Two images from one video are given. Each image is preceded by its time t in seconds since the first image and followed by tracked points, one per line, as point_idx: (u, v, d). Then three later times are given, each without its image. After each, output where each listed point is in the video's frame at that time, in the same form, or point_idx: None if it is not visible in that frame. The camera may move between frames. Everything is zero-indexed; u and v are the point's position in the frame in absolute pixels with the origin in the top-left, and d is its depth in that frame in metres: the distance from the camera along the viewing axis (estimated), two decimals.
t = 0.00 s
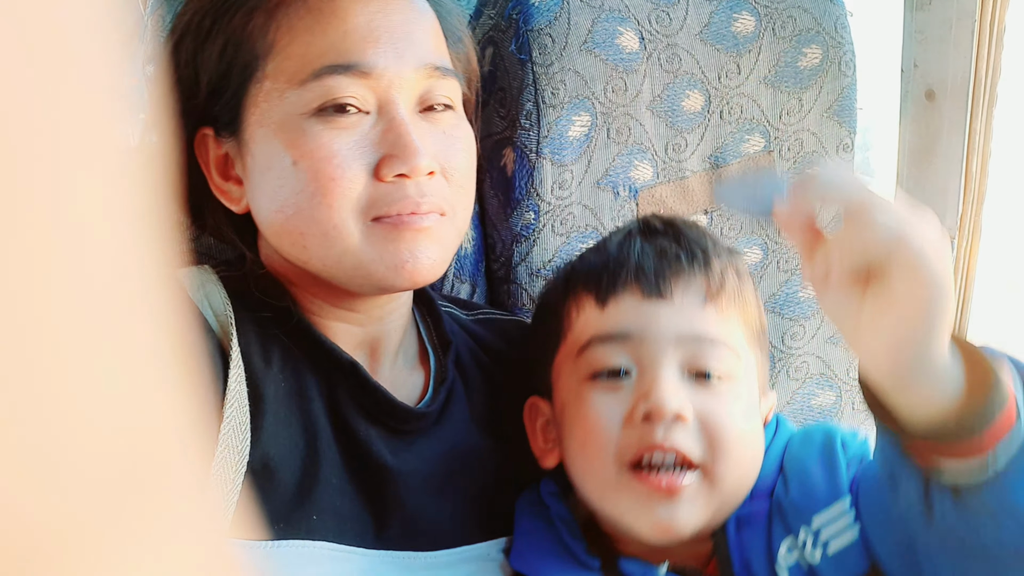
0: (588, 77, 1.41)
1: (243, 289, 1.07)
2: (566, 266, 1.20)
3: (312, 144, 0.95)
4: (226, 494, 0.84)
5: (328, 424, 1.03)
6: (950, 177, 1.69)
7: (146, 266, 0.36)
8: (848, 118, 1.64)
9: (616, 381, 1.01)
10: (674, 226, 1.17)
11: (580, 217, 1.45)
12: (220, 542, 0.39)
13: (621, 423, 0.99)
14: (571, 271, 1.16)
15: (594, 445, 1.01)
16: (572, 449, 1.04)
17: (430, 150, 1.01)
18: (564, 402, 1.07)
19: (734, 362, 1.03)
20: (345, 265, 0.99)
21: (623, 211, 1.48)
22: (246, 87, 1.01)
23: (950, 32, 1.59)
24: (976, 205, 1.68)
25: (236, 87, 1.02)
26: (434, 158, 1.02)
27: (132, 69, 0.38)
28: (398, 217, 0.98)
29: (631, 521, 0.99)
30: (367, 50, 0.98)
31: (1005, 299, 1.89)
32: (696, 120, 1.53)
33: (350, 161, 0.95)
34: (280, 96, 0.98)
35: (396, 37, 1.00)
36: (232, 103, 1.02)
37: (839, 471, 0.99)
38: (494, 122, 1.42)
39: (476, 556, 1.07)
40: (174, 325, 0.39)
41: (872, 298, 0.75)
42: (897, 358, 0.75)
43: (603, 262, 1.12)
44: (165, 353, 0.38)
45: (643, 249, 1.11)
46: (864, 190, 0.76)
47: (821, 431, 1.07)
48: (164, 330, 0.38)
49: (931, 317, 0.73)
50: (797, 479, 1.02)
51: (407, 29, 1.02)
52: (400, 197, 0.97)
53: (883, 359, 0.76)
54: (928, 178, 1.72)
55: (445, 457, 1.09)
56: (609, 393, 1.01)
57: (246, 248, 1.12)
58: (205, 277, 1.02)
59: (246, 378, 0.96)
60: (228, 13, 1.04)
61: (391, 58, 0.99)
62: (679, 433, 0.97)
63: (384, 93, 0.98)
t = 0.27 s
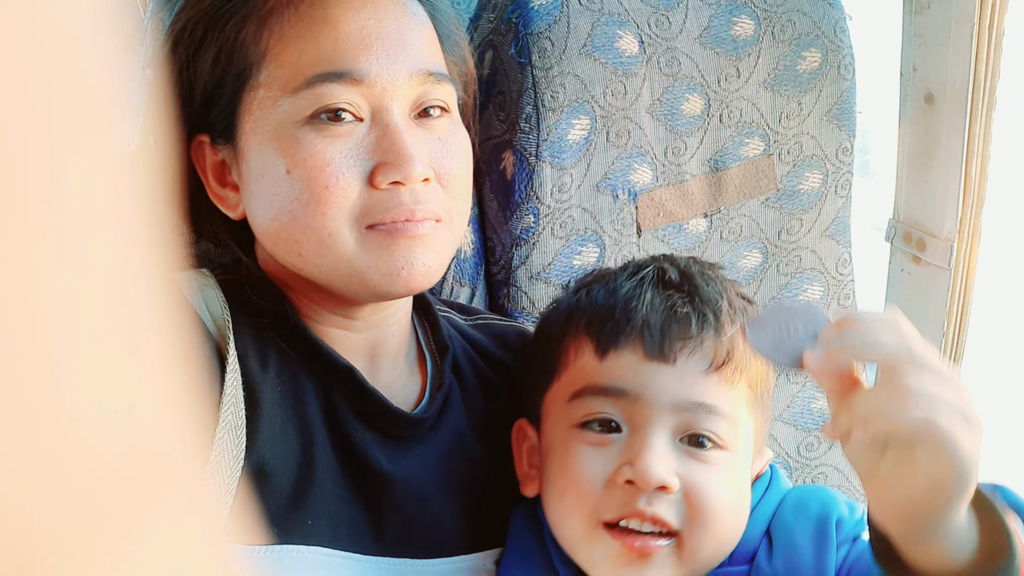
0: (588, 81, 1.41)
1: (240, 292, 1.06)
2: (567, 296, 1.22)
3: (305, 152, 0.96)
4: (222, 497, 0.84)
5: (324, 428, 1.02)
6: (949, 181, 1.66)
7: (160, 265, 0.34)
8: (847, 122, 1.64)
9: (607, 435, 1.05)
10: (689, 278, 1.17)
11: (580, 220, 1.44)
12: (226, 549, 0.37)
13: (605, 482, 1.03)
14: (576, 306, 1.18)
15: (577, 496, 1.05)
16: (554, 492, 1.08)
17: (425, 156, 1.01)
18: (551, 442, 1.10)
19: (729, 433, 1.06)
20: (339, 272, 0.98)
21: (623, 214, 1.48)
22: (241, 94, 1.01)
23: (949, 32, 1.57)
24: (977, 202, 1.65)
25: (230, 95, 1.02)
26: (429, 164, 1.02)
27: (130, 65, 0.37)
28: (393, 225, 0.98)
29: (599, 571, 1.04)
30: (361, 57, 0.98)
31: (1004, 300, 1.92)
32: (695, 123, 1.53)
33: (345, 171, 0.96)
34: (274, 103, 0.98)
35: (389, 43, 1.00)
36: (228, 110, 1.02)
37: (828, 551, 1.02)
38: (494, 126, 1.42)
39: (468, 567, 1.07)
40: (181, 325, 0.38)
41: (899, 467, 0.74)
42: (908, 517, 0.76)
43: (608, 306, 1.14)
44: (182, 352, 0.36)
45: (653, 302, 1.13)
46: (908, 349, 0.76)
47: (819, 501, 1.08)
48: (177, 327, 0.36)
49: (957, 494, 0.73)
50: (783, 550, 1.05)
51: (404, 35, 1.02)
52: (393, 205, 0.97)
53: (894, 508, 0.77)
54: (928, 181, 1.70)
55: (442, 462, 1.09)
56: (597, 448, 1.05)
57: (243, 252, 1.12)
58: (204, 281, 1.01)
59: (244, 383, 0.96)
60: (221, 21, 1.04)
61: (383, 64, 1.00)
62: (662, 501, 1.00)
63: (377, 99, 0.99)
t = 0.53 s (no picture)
0: (588, 81, 1.41)
1: (242, 292, 1.06)
2: (572, 294, 1.23)
3: (308, 153, 0.96)
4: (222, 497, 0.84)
5: (324, 428, 1.02)
6: (949, 180, 1.66)
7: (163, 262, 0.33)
8: (847, 122, 1.64)
9: (608, 434, 1.06)
10: (693, 280, 1.17)
11: (579, 220, 1.44)
12: (228, 550, 0.37)
13: (605, 480, 1.03)
14: (580, 306, 1.18)
15: (578, 494, 1.05)
16: (555, 490, 1.08)
17: (427, 156, 1.01)
18: (553, 441, 1.11)
19: (731, 434, 1.07)
20: (341, 271, 0.98)
21: (623, 214, 1.48)
22: (246, 93, 1.01)
23: (949, 31, 1.56)
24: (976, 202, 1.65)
25: (233, 96, 1.02)
26: (431, 166, 1.02)
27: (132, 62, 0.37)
28: (394, 225, 0.98)
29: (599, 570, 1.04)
30: (365, 59, 0.98)
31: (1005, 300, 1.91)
32: (695, 123, 1.53)
33: (348, 172, 0.96)
34: (278, 104, 0.98)
35: (392, 44, 1.01)
36: (232, 108, 1.02)
37: (837, 556, 1.03)
38: (494, 125, 1.42)
39: (470, 566, 1.07)
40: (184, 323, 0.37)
41: (884, 479, 0.86)
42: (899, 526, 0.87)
43: (612, 305, 1.14)
44: (185, 353, 0.35)
45: (656, 302, 1.13)
46: (897, 375, 0.87)
47: (826, 507, 1.10)
48: (181, 327, 0.36)
49: (937, 506, 0.85)
50: (790, 552, 1.06)
51: (406, 36, 1.03)
52: (396, 206, 0.97)
53: (883, 520, 0.87)
54: (927, 182, 1.71)
55: (442, 462, 1.09)
56: (597, 445, 1.05)
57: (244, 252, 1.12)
58: (204, 281, 1.01)
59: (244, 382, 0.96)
60: (225, 22, 1.04)
61: (386, 67, 1.00)
62: (662, 501, 1.00)
63: (380, 101, 0.99)
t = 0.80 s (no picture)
0: (588, 79, 1.41)
1: (243, 290, 1.06)
2: (584, 290, 1.23)
3: (309, 151, 0.96)
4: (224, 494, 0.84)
5: (325, 426, 1.02)
6: (949, 178, 1.66)
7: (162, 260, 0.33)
8: (847, 120, 1.64)
9: (622, 426, 1.06)
10: (710, 278, 1.18)
11: (580, 218, 1.44)
12: (228, 549, 0.37)
13: (619, 471, 1.03)
14: (595, 300, 1.18)
15: (590, 485, 1.05)
16: (564, 482, 1.08)
17: (427, 155, 1.01)
18: (565, 433, 1.11)
19: (745, 430, 1.08)
20: (342, 270, 0.98)
21: (624, 212, 1.48)
22: (246, 91, 1.01)
23: (949, 30, 1.56)
24: (976, 201, 1.65)
25: (233, 94, 1.02)
26: (432, 164, 1.02)
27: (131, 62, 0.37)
28: (394, 224, 0.98)
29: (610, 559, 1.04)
30: (365, 57, 0.98)
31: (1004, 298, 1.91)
32: (695, 121, 1.52)
33: (348, 171, 0.95)
34: (279, 102, 0.98)
35: (392, 43, 1.01)
36: (231, 107, 1.02)
37: (854, 555, 1.06)
38: (494, 123, 1.42)
39: (472, 564, 1.07)
40: (183, 321, 0.37)
41: (889, 510, 0.87)
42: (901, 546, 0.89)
43: (629, 300, 1.14)
44: (184, 351, 0.35)
45: (674, 298, 1.12)
46: (884, 415, 0.86)
47: (838, 506, 1.13)
48: (180, 326, 0.36)
49: (938, 528, 0.87)
50: (806, 549, 1.08)
51: (406, 34, 1.03)
52: (396, 204, 0.97)
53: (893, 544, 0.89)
54: (927, 180, 1.71)
55: (442, 460, 1.09)
56: (612, 437, 1.05)
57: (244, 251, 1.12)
58: (205, 279, 1.01)
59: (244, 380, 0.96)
60: (225, 21, 1.04)
61: (386, 65, 0.99)
62: (676, 492, 1.01)
63: (381, 100, 0.99)
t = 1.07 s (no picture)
0: (588, 79, 1.41)
1: (243, 289, 1.06)
2: (589, 291, 1.24)
3: (309, 151, 0.96)
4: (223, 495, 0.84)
5: (324, 425, 1.02)
6: (949, 178, 1.66)
7: (161, 262, 0.33)
8: (846, 119, 1.64)
9: (629, 424, 1.06)
10: (719, 280, 1.20)
11: (579, 217, 1.44)
12: (225, 548, 0.37)
13: (626, 468, 1.03)
14: (603, 299, 1.19)
15: (595, 481, 1.05)
16: (568, 478, 1.08)
17: (427, 154, 1.01)
18: (570, 430, 1.11)
19: (749, 430, 1.09)
20: (341, 269, 0.98)
21: (623, 211, 1.48)
22: (245, 90, 1.01)
23: (949, 29, 1.56)
24: (976, 199, 1.65)
25: (233, 94, 1.02)
26: (431, 164, 1.02)
27: (130, 60, 0.36)
28: (394, 223, 0.98)
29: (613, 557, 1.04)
30: (364, 57, 0.99)
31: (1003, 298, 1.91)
32: (694, 121, 1.52)
33: (347, 170, 0.96)
34: (278, 102, 0.98)
35: (392, 42, 1.01)
36: (230, 107, 1.02)
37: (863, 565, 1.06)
38: (494, 123, 1.42)
39: (473, 563, 1.07)
40: (183, 322, 0.37)
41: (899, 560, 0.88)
42: None
43: (638, 300, 1.15)
44: (183, 351, 0.35)
45: (684, 298, 1.14)
46: (880, 470, 0.88)
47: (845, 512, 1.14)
48: (180, 326, 0.36)
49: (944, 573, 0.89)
50: (816, 553, 1.09)
51: (405, 34, 1.03)
52: (395, 203, 0.97)
53: None
54: (927, 179, 1.71)
55: (441, 459, 1.09)
56: (618, 433, 1.05)
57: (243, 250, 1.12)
58: (205, 278, 1.01)
59: (244, 379, 0.96)
60: (224, 21, 1.04)
61: (385, 65, 1.00)
62: (683, 490, 1.01)
63: (380, 99, 0.99)
